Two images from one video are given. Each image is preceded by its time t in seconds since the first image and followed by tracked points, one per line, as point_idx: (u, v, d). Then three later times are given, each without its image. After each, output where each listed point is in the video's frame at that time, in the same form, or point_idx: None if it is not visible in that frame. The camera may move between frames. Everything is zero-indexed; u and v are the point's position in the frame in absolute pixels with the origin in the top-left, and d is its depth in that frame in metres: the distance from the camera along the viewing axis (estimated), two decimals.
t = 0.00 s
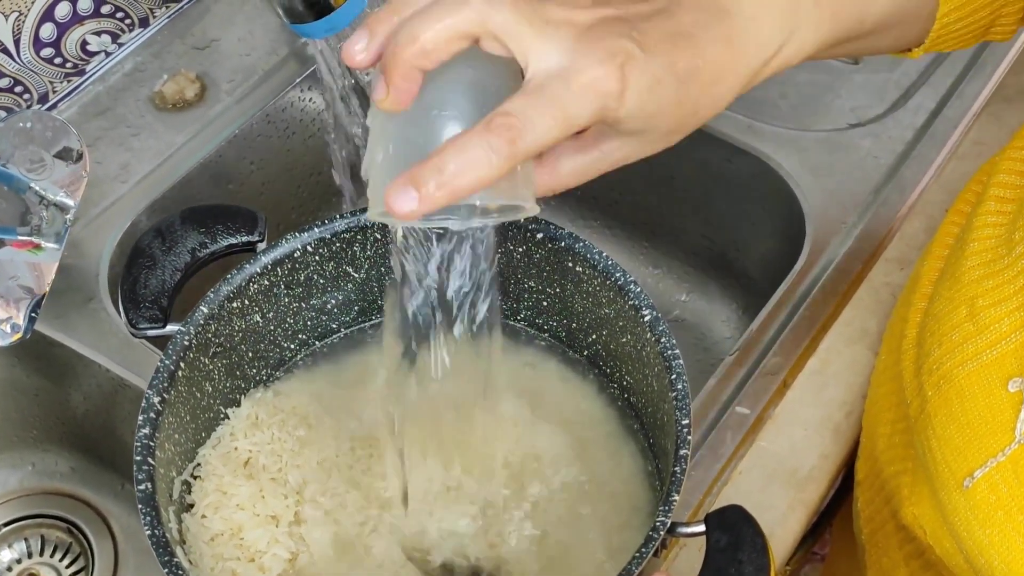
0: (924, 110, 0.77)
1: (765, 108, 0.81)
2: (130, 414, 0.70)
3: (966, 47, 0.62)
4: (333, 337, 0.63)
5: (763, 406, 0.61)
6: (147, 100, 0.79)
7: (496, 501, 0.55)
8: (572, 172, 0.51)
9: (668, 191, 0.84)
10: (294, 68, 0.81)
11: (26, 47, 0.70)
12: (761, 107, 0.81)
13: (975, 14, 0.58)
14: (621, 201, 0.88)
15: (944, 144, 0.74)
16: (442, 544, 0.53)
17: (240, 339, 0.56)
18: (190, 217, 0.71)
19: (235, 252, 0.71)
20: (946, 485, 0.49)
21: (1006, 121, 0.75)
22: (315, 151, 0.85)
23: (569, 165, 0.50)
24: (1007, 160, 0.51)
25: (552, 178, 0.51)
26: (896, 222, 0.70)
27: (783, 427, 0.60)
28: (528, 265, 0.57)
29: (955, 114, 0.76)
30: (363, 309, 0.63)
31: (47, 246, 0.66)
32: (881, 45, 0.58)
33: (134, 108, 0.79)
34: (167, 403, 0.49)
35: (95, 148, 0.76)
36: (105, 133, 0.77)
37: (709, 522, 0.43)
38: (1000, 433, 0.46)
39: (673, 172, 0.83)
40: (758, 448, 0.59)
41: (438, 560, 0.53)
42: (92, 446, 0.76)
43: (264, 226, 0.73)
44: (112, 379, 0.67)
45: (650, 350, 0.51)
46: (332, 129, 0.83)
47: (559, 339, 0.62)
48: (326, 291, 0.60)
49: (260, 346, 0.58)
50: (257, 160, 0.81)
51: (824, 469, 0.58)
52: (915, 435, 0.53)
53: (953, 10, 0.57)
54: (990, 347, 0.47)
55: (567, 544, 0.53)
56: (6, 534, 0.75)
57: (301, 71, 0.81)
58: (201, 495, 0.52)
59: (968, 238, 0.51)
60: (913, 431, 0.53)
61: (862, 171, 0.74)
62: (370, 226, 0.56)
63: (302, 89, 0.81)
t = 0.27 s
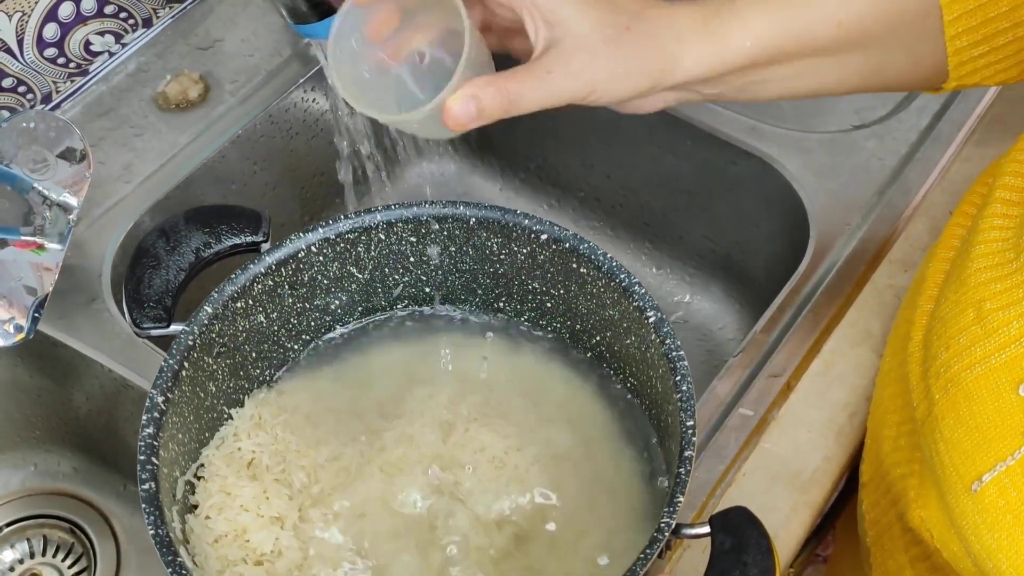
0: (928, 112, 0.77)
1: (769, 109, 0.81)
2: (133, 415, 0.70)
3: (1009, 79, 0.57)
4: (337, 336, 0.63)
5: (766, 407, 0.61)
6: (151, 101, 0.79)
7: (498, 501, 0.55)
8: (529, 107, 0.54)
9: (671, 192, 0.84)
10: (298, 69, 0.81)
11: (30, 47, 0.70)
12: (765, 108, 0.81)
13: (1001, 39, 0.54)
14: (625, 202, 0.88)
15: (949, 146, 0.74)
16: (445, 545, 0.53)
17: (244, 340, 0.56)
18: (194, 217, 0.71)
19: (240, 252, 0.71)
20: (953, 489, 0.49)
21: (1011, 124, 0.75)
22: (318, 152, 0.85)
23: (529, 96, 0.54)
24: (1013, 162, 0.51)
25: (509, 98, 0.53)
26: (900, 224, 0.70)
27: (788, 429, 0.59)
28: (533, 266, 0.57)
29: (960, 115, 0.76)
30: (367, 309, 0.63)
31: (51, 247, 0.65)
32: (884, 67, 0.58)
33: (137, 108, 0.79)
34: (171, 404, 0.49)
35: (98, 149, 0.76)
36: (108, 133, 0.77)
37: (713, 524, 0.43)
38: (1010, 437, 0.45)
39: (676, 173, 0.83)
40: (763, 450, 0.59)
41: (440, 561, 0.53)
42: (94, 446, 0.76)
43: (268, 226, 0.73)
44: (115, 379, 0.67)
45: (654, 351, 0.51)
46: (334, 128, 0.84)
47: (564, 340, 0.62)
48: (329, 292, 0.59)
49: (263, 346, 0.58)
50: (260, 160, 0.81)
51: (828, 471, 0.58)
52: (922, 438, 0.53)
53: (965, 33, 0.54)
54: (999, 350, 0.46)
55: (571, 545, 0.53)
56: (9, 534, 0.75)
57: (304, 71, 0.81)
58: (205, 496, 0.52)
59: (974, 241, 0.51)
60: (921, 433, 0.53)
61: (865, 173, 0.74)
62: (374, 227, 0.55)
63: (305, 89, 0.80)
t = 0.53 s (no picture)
0: (932, 111, 0.77)
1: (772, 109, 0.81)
2: (136, 413, 0.70)
3: (987, 86, 0.55)
4: (340, 334, 0.64)
5: (770, 406, 0.61)
6: (155, 99, 0.79)
7: (502, 499, 0.55)
8: (484, 119, 0.64)
9: (674, 192, 0.84)
10: (302, 67, 0.81)
11: (34, 46, 0.70)
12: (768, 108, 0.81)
13: (955, 52, 0.52)
14: (627, 202, 0.88)
15: (952, 145, 0.74)
16: (449, 542, 0.53)
17: (248, 337, 0.56)
18: (199, 215, 0.71)
19: (244, 250, 0.71)
20: (959, 485, 0.49)
21: (1014, 123, 0.75)
22: (322, 150, 0.85)
23: (482, 109, 0.64)
24: (1018, 160, 0.51)
25: (466, 114, 0.63)
26: (903, 223, 0.70)
27: (790, 428, 0.59)
28: (536, 265, 0.57)
29: (964, 115, 0.76)
30: (371, 306, 0.63)
31: (58, 246, 0.65)
32: (879, 79, 0.56)
33: (141, 107, 0.79)
34: (175, 401, 0.49)
35: (102, 147, 0.77)
36: (112, 132, 0.78)
37: (717, 521, 0.43)
38: (1016, 434, 0.45)
39: (679, 173, 0.83)
40: (765, 449, 0.59)
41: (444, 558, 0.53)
42: (98, 443, 0.76)
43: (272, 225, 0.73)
44: (119, 377, 0.67)
45: (658, 349, 0.51)
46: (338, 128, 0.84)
47: (567, 338, 0.62)
48: (334, 289, 0.60)
49: (267, 343, 0.59)
50: (265, 159, 0.81)
51: (831, 470, 0.58)
52: (928, 435, 0.53)
53: (917, 47, 0.53)
54: (1006, 348, 0.46)
55: (574, 543, 0.53)
56: (12, 531, 0.75)
57: (308, 70, 0.81)
58: (210, 494, 0.52)
59: (981, 238, 0.51)
60: (927, 431, 0.53)
61: (868, 173, 0.75)
62: (378, 225, 0.56)
63: (309, 88, 0.81)
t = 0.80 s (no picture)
0: (934, 111, 0.77)
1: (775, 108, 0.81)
2: (140, 409, 0.71)
3: (975, 88, 0.56)
4: (343, 331, 0.64)
5: (771, 404, 0.61)
6: (159, 97, 0.80)
7: (504, 495, 0.55)
8: (471, 110, 0.64)
9: (677, 191, 0.84)
10: (306, 66, 0.81)
11: (39, 43, 0.71)
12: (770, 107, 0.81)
13: (948, 52, 0.53)
14: (630, 201, 0.88)
15: (955, 144, 0.74)
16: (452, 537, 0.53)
17: (252, 333, 0.56)
18: (202, 212, 0.72)
19: (248, 246, 0.72)
20: (959, 481, 0.49)
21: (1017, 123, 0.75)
22: (325, 148, 0.85)
23: (469, 99, 0.64)
24: (1016, 158, 0.51)
25: (453, 104, 0.63)
26: (906, 222, 0.70)
27: (792, 426, 0.60)
28: (539, 262, 0.57)
29: (966, 114, 0.76)
30: (374, 303, 0.63)
31: (60, 241, 0.65)
32: (873, 76, 0.56)
33: (145, 105, 0.79)
34: (179, 396, 0.49)
35: (107, 144, 0.77)
36: (117, 129, 0.78)
37: (719, 517, 0.44)
38: (1016, 429, 0.46)
39: (682, 172, 0.83)
40: (767, 446, 0.59)
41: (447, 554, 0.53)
42: (101, 440, 0.76)
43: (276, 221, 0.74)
44: (123, 374, 0.67)
45: (660, 346, 0.51)
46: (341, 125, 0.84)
47: (569, 335, 0.62)
48: (337, 286, 0.60)
49: (271, 340, 0.59)
50: (268, 157, 0.81)
51: (832, 467, 0.58)
52: (928, 432, 0.53)
53: (910, 46, 0.53)
54: (1005, 343, 0.47)
55: (577, 539, 0.53)
56: (16, 527, 0.75)
57: (312, 69, 0.81)
58: (214, 490, 0.52)
59: (980, 235, 0.51)
60: (926, 428, 0.53)
61: (871, 171, 0.75)
62: (382, 222, 0.56)
63: (313, 87, 0.81)
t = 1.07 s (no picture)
0: (937, 109, 0.77)
1: (779, 106, 0.81)
2: (147, 404, 0.71)
3: (980, 82, 0.56)
4: (349, 325, 0.64)
5: (775, 400, 0.62)
6: (166, 94, 0.80)
7: (509, 489, 0.55)
8: (478, 95, 0.65)
9: (681, 188, 0.85)
10: (312, 63, 0.82)
11: (47, 40, 0.71)
12: (774, 105, 0.81)
13: (955, 43, 0.53)
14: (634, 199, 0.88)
15: (958, 142, 0.74)
16: (457, 531, 0.54)
17: (259, 327, 0.57)
18: (210, 206, 0.72)
19: (255, 242, 0.72)
20: (959, 476, 0.49)
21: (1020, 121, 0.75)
22: (331, 146, 0.86)
23: (477, 85, 0.65)
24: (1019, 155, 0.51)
25: (461, 89, 0.64)
26: (909, 220, 0.71)
27: (795, 422, 0.60)
28: (544, 257, 0.57)
29: (969, 113, 0.76)
30: (380, 299, 0.64)
31: (71, 237, 0.66)
32: (878, 68, 0.57)
33: (152, 101, 0.80)
34: (187, 388, 0.50)
35: (114, 141, 0.77)
36: (124, 126, 0.78)
37: (723, 509, 0.44)
38: (1015, 425, 0.46)
39: (686, 169, 0.83)
40: (770, 442, 0.59)
41: (451, 547, 0.53)
42: (108, 435, 0.77)
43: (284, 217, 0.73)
44: (130, 368, 0.68)
45: (665, 341, 0.52)
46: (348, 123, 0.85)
47: (574, 330, 0.63)
48: (343, 281, 0.60)
49: (277, 334, 0.59)
50: (276, 154, 0.82)
51: (835, 463, 0.58)
52: (929, 427, 0.53)
53: (916, 38, 0.53)
54: (1005, 339, 0.47)
55: (581, 533, 0.54)
56: (23, 522, 0.76)
57: (318, 66, 0.81)
58: (221, 483, 0.53)
59: (981, 231, 0.52)
60: (927, 423, 0.53)
61: (874, 170, 0.75)
62: (388, 217, 0.56)
63: (319, 84, 0.81)
